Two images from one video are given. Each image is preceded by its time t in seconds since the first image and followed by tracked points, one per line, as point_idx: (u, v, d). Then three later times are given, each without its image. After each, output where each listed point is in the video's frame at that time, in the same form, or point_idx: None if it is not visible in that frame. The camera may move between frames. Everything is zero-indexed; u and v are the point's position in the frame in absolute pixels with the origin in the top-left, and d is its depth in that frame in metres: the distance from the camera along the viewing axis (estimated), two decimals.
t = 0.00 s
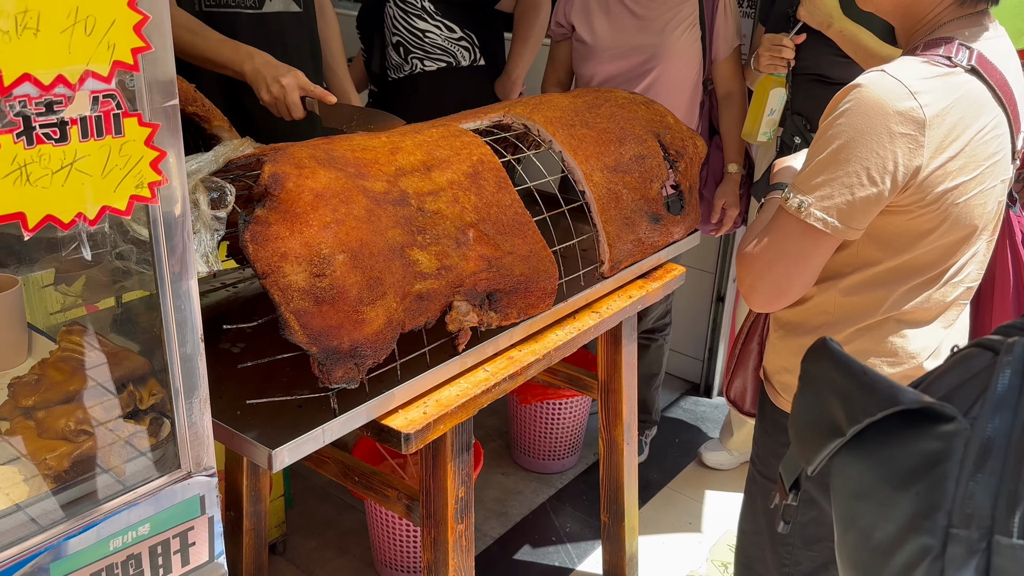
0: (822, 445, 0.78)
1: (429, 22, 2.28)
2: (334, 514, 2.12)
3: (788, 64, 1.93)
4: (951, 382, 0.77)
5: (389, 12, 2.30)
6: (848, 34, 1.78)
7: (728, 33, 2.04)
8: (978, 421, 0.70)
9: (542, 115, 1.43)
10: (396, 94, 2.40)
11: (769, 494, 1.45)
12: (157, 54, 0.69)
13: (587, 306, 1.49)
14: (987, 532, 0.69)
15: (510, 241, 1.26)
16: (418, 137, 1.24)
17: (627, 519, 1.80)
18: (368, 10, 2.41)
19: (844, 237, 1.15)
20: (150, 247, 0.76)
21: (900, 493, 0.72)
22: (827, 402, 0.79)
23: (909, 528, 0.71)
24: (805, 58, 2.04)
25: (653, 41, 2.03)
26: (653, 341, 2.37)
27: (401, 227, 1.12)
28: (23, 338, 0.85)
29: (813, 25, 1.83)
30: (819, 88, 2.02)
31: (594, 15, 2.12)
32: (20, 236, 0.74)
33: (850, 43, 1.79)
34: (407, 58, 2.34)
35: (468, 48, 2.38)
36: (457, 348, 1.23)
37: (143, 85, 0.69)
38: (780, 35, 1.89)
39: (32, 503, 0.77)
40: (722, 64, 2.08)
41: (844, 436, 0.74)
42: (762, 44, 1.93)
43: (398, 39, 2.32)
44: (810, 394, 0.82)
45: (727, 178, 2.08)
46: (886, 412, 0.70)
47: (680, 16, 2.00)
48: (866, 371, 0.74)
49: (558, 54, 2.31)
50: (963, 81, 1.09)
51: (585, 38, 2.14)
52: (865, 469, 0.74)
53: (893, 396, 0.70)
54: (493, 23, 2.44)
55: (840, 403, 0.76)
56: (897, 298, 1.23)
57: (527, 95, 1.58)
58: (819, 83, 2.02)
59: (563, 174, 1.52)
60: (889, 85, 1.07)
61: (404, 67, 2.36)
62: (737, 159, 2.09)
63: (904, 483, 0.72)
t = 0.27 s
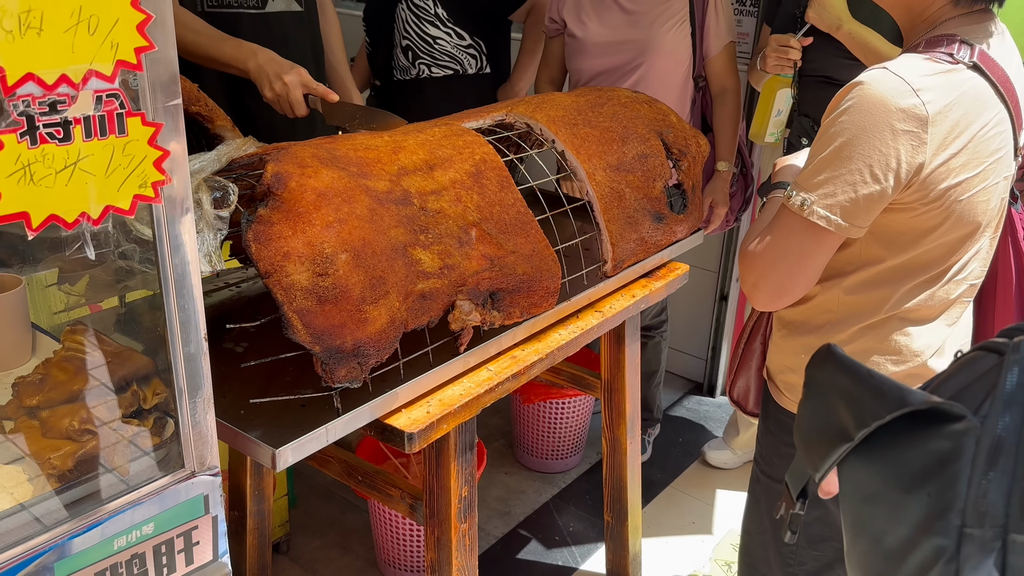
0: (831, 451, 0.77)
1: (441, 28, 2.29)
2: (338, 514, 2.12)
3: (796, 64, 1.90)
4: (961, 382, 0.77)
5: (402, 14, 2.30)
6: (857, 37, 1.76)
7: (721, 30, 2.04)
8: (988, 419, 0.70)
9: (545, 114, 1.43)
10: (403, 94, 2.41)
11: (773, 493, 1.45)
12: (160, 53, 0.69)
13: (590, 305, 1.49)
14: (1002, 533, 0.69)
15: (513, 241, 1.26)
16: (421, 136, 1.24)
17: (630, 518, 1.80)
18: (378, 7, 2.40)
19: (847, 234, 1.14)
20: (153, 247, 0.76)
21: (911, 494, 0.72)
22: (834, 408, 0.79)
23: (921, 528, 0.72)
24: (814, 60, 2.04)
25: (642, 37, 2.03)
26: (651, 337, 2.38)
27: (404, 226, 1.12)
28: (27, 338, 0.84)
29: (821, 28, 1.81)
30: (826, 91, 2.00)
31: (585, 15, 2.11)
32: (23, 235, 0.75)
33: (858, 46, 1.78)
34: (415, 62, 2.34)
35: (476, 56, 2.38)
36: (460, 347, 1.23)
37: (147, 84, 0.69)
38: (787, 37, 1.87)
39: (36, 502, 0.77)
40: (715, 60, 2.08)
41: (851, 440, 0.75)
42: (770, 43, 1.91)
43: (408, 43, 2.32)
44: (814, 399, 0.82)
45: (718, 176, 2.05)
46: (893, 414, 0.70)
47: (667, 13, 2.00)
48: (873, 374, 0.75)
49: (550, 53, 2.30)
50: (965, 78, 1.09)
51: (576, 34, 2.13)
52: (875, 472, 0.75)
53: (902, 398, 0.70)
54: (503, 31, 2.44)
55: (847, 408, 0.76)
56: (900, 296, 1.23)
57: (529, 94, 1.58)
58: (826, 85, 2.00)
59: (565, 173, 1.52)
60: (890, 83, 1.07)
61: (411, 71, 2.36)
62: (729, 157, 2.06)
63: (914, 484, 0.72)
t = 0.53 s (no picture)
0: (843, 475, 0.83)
1: (459, 36, 2.29)
2: (340, 512, 2.12)
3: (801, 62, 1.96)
4: (970, 398, 0.76)
5: (420, 19, 2.29)
6: (862, 35, 1.77)
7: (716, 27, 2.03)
8: (1010, 432, 0.68)
9: (546, 113, 1.43)
10: (412, 93, 2.42)
11: (774, 490, 1.44)
12: (161, 52, 0.69)
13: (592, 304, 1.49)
14: None
15: (514, 239, 1.26)
16: (422, 134, 1.24)
17: (632, 516, 1.80)
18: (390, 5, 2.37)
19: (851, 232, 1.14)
20: (154, 245, 0.76)
21: (933, 516, 0.71)
22: (843, 430, 0.85)
23: (945, 553, 0.69)
24: (817, 59, 1.97)
25: (633, 34, 2.03)
26: (651, 334, 2.38)
27: (405, 225, 1.12)
28: (30, 336, 0.85)
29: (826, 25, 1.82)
30: (828, 88, 1.95)
31: (580, 16, 2.13)
32: (25, 234, 0.75)
33: (862, 43, 1.78)
34: (430, 68, 2.34)
35: (488, 61, 2.37)
36: (462, 346, 1.23)
37: (148, 83, 0.69)
38: (791, 33, 1.91)
39: (38, 501, 0.77)
40: (709, 57, 2.06)
41: (866, 462, 0.79)
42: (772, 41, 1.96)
43: (424, 48, 2.32)
44: (821, 425, 0.89)
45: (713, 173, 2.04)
46: (909, 433, 0.74)
47: (660, 10, 2.00)
48: (883, 395, 0.80)
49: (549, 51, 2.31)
50: (966, 77, 1.09)
51: (572, 33, 2.14)
52: (892, 495, 0.76)
53: (917, 418, 0.74)
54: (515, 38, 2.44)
55: (857, 428, 0.82)
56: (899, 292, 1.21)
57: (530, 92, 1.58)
58: (829, 82, 1.95)
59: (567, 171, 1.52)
60: (891, 82, 1.07)
61: (425, 76, 2.36)
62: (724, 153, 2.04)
63: (935, 505, 0.71)
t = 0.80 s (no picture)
0: (858, 496, 0.60)
1: (465, 33, 2.29)
2: (339, 510, 2.13)
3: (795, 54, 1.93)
4: (986, 410, 0.61)
5: (426, 15, 2.28)
6: (859, 27, 1.76)
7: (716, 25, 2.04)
8: None
9: (543, 110, 1.43)
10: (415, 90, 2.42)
11: (774, 486, 1.44)
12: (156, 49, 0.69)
13: (590, 301, 1.49)
14: None
15: (512, 236, 1.26)
16: (420, 131, 1.23)
17: (632, 513, 1.80)
18: None
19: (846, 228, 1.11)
20: (151, 243, 0.76)
21: (961, 544, 0.53)
22: (854, 446, 0.61)
23: None
24: (813, 51, 1.99)
25: (630, 31, 2.02)
26: (650, 332, 2.37)
27: (402, 222, 1.12)
28: (28, 335, 0.85)
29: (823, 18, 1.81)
30: (825, 81, 1.98)
31: (578, 12, 2.12)
32: (21, 231, 0.75)
33: (860, 35, 1.78)
34: (434, 65, 2.34)
35: (492, 61, 2.36)
36: (458, 343, 1.23)
37: (143, 81, 0.69)
38: (787, 25, 1.88)
39: (37, 498, 0.78)
40: (708, 53, 2.06)
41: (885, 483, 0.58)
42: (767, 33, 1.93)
43: (430, 44, 2.32)
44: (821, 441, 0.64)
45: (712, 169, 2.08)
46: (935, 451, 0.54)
47: (657, 7, 2.01)
48: (902, 407, 0.59)
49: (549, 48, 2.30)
50: (961, 71, 1.09)
51: (569, 29, 2.14)
52: (913, 522, 0.56)
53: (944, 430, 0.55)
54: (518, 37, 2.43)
55: (871, 444, 0.60)
56: (898, 286, 1.21)
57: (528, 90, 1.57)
58: (826, 75, 1.97)
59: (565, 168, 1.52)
60: (887, 77, 1.05)
61: (429, 72, 2.36)
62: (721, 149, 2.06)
63: (959, 533, 0.53)
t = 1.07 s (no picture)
0: (892, 538, 0.58)
1: (459, 25, 2.28)
2: (338, 508, 2.12)
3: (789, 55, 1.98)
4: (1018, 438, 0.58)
5: (420, 7, 2.27)
6: (853, 25, 1.77)
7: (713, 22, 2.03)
8: None
9: (540, 107, 1.43)
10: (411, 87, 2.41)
11: (769, 481, 1.44)
12: (150, 45, 0.69)
13: (587, 298, 1.49)
14: None
15: (509, 233, 1.26)
16: (416, 129, 1.23)
17: (630, 510, 1.80)
18: None
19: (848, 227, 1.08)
20: (145, 240, 0.76)
21: None
22: (885, 485, 0.59)
23: None
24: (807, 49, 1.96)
25: (628, 28, 2.02)
26: (648, 330, 2.37)
27: (399, 220, 1.12)
28: (22, 332, 0.83)
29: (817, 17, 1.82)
30: (818, 80, 1.95)
31: (576, 9, 2.11)
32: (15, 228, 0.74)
33: (853, 35, 1.78)
34: (429, 57, 2.33)
35: (489, 54, 2.36)
36: (456, 341, 1.23)
37: (136, 78, 0.69)
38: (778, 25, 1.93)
39: (34, 495, 0.78)
40: (706, 51, 2.07)
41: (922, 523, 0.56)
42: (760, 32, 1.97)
43: (424, 36, 2.31)
44: (848, 478, 0.62)
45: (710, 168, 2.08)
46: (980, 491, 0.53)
47: (655, 4, 2.00)
48: (936, 442, 0.57)
49: (547, 45, 2.30)
50: (957, 68, 1.08)
51: (568, 26, 2.13)
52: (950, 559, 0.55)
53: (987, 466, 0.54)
54: (516, 32, 2.43)
55: (904, 482, 0.58)
56: (893, 282, 1.21)
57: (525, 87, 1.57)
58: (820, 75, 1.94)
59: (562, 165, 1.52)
60: (884, 75, 1.04)
61: (424, 65, 2.35)
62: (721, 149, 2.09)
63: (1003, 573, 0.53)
